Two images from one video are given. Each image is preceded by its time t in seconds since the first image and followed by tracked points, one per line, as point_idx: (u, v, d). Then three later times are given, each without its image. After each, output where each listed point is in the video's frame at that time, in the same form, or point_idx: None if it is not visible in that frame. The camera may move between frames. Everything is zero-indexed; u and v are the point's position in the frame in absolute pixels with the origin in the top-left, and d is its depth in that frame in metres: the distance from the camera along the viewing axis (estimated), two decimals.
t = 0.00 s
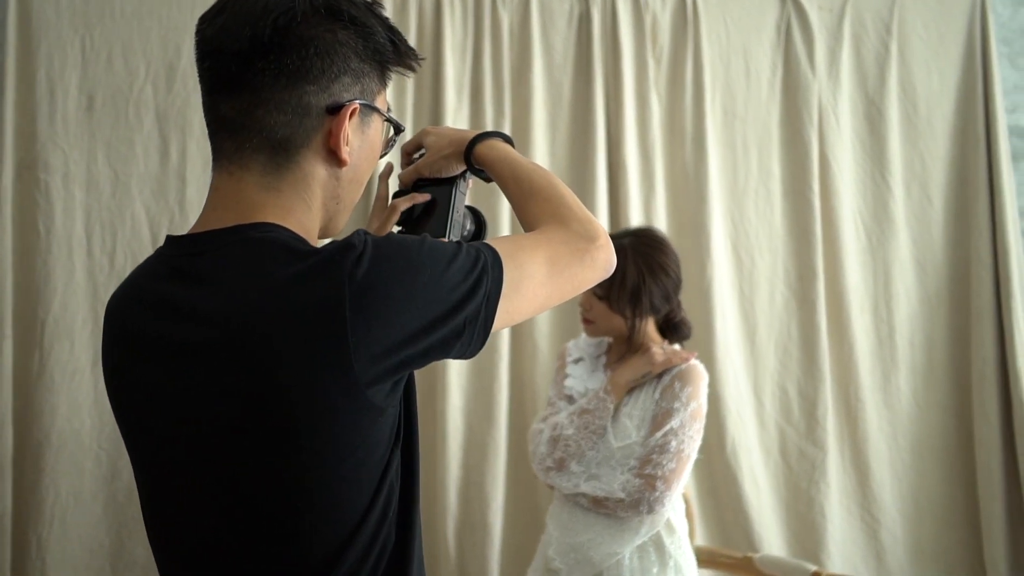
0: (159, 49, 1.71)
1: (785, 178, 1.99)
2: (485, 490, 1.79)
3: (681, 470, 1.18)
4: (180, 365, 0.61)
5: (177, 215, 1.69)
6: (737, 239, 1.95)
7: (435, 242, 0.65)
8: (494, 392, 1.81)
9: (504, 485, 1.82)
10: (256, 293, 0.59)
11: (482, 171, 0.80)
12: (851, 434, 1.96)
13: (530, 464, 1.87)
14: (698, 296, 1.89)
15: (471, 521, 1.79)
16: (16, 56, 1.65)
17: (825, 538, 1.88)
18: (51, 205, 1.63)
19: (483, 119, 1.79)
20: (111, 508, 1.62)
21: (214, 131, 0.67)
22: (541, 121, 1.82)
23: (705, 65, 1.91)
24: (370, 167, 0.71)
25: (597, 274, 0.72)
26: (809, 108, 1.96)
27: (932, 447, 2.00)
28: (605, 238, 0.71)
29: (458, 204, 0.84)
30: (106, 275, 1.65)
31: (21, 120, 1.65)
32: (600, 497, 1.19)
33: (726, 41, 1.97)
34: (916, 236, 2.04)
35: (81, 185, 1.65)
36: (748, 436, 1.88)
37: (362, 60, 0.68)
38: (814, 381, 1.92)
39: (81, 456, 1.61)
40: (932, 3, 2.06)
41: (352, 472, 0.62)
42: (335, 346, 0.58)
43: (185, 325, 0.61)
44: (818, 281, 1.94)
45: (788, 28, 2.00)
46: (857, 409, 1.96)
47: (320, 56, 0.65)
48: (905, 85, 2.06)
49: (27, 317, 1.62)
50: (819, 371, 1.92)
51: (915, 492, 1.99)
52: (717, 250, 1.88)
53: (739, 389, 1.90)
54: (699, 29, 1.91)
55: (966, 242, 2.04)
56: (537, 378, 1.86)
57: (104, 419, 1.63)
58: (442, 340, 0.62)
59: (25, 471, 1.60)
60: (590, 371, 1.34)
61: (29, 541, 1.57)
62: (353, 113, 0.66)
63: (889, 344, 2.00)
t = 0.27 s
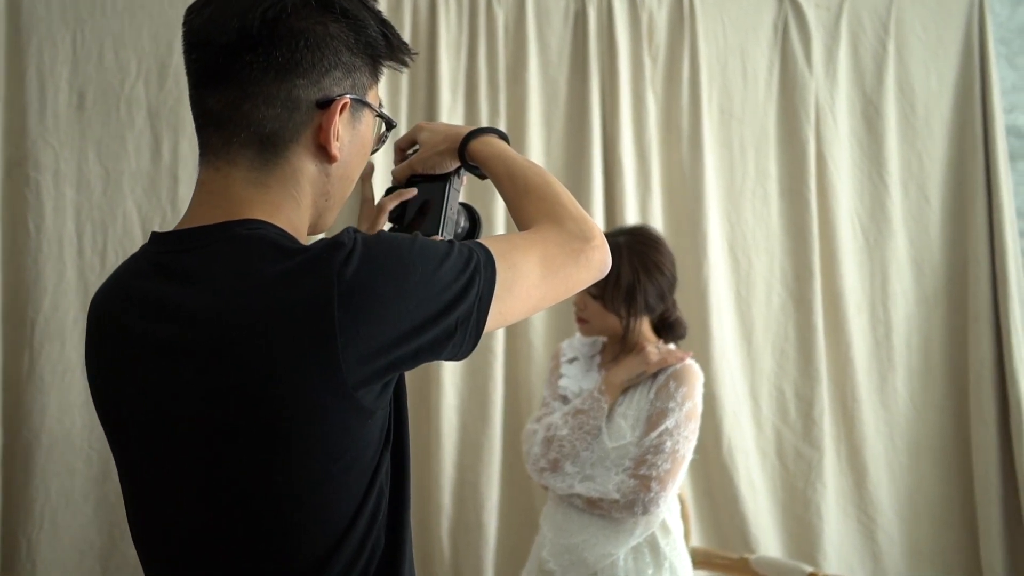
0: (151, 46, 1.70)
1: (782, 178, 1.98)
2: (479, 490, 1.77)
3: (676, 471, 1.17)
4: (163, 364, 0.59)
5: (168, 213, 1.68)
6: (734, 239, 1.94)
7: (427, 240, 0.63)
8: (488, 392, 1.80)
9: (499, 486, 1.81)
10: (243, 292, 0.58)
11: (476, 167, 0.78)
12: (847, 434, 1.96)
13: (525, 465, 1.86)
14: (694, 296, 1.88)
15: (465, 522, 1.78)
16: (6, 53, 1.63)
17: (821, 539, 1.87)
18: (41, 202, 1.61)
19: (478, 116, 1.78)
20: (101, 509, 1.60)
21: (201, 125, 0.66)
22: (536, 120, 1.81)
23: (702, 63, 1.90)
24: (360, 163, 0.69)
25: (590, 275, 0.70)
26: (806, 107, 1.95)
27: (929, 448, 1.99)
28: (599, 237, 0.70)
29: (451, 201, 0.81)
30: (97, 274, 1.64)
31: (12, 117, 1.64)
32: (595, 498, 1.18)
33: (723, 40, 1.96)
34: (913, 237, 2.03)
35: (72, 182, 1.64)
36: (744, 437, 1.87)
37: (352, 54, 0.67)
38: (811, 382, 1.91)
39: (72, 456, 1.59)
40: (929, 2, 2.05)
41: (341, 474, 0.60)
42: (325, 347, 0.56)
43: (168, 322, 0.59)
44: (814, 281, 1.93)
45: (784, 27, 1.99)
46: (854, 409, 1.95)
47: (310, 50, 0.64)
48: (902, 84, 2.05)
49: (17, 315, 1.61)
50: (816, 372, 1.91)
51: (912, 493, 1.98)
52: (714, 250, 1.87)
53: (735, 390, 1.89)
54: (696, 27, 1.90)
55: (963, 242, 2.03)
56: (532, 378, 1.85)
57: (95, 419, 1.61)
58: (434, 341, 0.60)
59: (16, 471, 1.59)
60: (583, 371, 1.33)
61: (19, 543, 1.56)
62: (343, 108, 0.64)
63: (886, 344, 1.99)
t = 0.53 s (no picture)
0: (144, 39, 1.69)
1: (780, 172, 1.96)
2: (476, 487, 1.76)
3: (674, 467, 1.16)
4: (152, 361, 0.57)
5: (162, 208, 1.66)
6: (732, 233, 1.93)
7: (425, 235, 0.61)
8: (485, 388, 1.79)
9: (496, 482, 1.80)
10: (235, 288, 0.56)
11: (471, 163, 0.75)
12: (846, 430, 1.94)
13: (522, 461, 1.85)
14: (692, 291, 1.86)
15: (461, 519, 1.77)
16: None
17: (820, 536, 1.86)
18: (32, 196, 1.60)
19: (474, 110, 1.77)
20: (93, 507, 1.59)
21: (186, 116, 0.64)
22: (533, 113, 1.79)
23: (699, 56, 1.89)
24: (350, 155, 0.67)
25: (591, 272, 0.67)
26: (804, 100, 1.94)
27: (928, 444, 1.98)
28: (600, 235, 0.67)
29: (446, 198, 0.78)
30: (89, 269, 1.63)
31: (2, 111, 1.62)
32: (591, 495, 1.17)
33: (721, 33, 1.94)
34: (912, 231, 2.02)
35: (64, 176, 1.62)
36: (742, 433, 1.86)
37: (343, 42, 0.65)
38: (809, 378, 1.90)
39: (64, 453, 1.58)
40: None
41: (337, 476, 0.59)
42: (320, 345, 0.54)
43: (158, 319, 0.57)
44: (813, 276, 1.91)
45: (783, 19, 1.97)
46: (853, 405, 1.93)
47: (299, 38, 0.62)
48: (901, 78, 2.03)
49: (8, 311, 1.59)
50: (815, 367, 1.89)
51: (911, 489, 1.97)
52: (711, 245, 1.86)
53: (734, 385, 1.87)
54: (694, 19, 1.88)
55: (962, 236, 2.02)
56: (529, 374, 1.84)
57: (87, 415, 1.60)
58: (431, 340, 0.58)
59: (7, 468, 1.57)
60: (580, 367, 1.32)
61: (10, 541, 1.54)
62: (334, 98, 0.63)
63: (885, 339, 1.98)
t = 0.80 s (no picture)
0: (132, 38, 1.67)
1: (774, 173, 1.95)
2: (468, 490, 1.75)
3: (665, 472, 1.14)
4: (129, 370, 0.55)
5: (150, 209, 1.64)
6: (725, 235, 1.92)
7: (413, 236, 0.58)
8: (477, 391, 1.77)
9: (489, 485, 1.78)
10: (218, 290, 0.53)
11: (456, 161, 0.73)
12: (840, 433, 1.93)
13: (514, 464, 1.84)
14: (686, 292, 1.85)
15: (453, 523, 1.75)
16: None
17: (814, 539, 1.85)
18: (20, 197, 1.59)
19: (465, 110, 1.76)
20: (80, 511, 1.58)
21: (164, 112, 0.60)
22: (525, 114, 1.78)
23: (692, 57, 1.88)
24: (334, 153, 0.64)
25: (582, 274, 0.64)
26: (798, 101, 1.93)
27: (923, 446, 1.97)
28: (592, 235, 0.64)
29: (430, 195, 0.77)
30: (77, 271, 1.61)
31: None
32: (582, 500, 1.16)
33: (714, 34, 1.94)
34: (907, 233, 2.01)
35: (51, 177, 1.61)
36: (736, 436, 1.85)
37: (327, 36, 0.62)
38: (803, 380, 1.89)
39: (51, 457, 1.57)
40: None
41: (326, 485, 0.56)
42: (307, 352, 0.52)
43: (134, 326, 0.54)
44: (807, 278, 1.90)
45: (776, 20, 1.96)
46: (847, 407, 1.92)
47: (281, 30, 0.59)
48: (895, 79, 2.03)
49: None
50: (809, 370, 1.88)
51: (906, 492, 1.96)
52: (705, 246, 1.85)
53: (728, 387, 1.86)
54: (686, 20, 1.87)
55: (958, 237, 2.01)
56: (522, 376, 1.82)
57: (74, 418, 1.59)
58: (421, 344, 0.56)
59: None
60: (571, 370, 1.30)
61: None
62: (318, 94, 0.60)
63: (879, 341, 1.97)
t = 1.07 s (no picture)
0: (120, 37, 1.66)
1: (765, 173, 1.95)
2: (457, 491, 1.74)
3: (652, 472, 1.14)
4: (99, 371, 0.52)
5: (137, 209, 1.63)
6: (716, 235, 1.91)
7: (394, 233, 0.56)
8: (467, 391, 1.77)
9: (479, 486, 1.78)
10: (191, 290, 0.51)
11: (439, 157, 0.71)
12: (831, 433, 1.93)
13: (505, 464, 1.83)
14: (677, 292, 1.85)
15: (443, 523, 1.75)
16: None
17: (805, 540, 1.84)
18: (7, 197, 1.58)
19: (455, 109, 1.75)
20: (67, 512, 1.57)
21: (137, 108, 0.58)
22: (515, 114, 1.78)
23: (683, 56, 1.87)
24: (313, 148, 0.62)
25: (566, 272, 0.61)
26: (789, 100, 1.93)
27: (914, 447, 1.97)
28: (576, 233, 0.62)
29: (414, 192, 0.74)
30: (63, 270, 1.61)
31: None
32: (569, 499, 1.15)
33: (705, 33, 1.94)
34: (898, 233, 2.01)
35: (38, 176, 1.60)
36: (727, 436, 1.85)
37: (305, 30, 0.60)
38: (794, 381, 1.88)
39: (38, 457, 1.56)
40: None
41: (304, 490, 0.54)
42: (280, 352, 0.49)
43: (104, 326, 0.52)
44: (798, 277, 1.90)
45: (767, 19, 1.96)
46: (838, 408, 1.92)
47: (258, 24, 0.57)
48: (886, 78, 2.02)
49: None
50: (800, 370, 1.88)
51: (898, 492, 1.95)
52: (696, 246, 1.84)
53: (719, 387, 1.86)
54: (677, 18, 1.87)
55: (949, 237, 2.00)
56: (512, 376, 1.82)
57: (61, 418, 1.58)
58: (401, 344, 0.53)
59: None
60: (559, 369, 1.30)
61: None
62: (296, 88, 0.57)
63: (871, 341, 1.96)
